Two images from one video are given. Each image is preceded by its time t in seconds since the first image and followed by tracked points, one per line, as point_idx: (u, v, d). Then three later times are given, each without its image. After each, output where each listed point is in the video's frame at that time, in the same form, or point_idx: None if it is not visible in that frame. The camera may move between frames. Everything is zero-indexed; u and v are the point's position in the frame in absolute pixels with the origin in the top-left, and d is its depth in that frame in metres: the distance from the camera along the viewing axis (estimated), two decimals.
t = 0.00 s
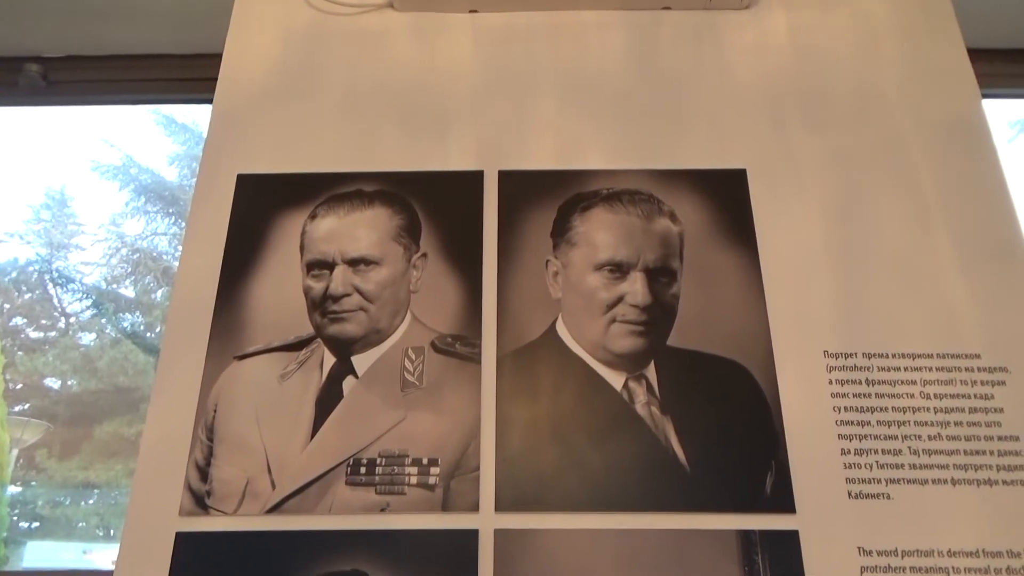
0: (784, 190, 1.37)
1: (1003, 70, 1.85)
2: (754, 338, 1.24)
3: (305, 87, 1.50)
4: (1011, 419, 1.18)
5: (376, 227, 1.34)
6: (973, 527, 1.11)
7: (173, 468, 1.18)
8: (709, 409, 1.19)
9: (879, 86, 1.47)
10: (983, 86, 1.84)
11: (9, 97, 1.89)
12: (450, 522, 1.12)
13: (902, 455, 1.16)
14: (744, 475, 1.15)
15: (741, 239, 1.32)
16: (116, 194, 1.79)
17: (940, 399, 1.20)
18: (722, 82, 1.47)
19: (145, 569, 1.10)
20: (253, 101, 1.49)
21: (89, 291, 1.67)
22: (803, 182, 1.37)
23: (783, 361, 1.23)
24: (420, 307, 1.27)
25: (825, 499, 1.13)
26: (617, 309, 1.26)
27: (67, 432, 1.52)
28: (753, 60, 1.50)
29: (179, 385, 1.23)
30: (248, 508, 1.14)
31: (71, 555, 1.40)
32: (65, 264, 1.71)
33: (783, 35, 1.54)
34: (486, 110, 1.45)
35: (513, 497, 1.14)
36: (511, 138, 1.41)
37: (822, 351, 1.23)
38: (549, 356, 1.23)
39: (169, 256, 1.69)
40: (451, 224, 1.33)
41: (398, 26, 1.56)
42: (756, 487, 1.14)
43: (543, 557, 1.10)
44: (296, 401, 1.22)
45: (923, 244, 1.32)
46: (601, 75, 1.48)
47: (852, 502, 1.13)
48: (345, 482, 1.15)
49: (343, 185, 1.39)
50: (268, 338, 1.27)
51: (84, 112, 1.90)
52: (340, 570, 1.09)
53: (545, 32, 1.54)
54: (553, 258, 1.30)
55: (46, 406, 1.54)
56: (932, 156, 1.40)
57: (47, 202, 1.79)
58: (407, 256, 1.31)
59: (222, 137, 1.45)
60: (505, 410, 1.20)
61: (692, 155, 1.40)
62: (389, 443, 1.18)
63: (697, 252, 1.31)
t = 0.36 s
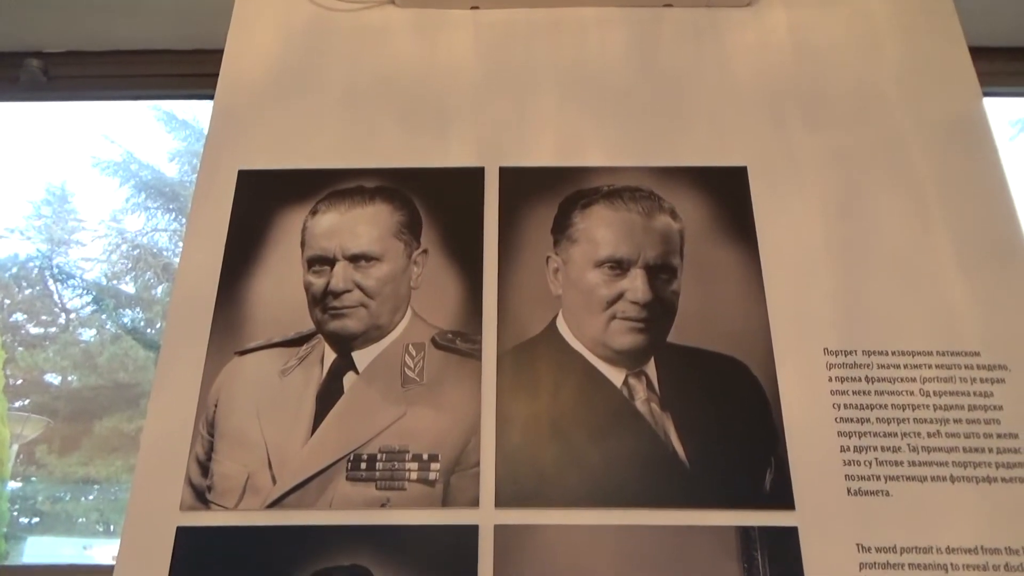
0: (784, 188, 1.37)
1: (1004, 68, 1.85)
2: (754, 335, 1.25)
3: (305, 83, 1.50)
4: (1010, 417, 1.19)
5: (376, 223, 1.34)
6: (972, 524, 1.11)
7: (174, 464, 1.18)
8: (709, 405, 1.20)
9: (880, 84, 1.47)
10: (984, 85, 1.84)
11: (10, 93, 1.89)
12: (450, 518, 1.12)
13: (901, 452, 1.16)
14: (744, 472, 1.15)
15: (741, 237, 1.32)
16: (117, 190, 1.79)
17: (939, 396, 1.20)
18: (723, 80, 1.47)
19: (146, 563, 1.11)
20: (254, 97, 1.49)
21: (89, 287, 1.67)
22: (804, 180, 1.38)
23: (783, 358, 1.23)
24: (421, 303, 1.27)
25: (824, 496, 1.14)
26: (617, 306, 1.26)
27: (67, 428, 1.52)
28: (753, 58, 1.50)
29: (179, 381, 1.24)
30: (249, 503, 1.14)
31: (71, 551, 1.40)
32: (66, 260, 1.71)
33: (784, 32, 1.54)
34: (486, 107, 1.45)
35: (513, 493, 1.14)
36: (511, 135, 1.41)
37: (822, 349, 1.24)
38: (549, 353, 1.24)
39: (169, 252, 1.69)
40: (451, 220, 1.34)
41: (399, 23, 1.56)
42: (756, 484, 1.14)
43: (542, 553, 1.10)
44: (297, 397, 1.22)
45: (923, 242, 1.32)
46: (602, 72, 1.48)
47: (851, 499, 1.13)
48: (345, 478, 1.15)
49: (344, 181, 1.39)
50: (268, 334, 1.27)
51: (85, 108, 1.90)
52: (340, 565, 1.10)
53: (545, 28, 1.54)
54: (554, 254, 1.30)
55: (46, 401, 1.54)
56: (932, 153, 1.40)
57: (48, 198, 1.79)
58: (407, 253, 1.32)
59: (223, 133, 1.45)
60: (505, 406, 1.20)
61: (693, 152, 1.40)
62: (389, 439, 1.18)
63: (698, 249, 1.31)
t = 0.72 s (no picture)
0: (782, 183, 1.37)
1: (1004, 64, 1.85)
2: (752, 329, 1.25)
3: (304, 76, 1.50)
4: (1006, 411, 1.19)
5: (375, 216, 1.34)
6: (967, 517, 1.12)
7: (172, 456, 1.18)
8: (706, 399, 1.20)
9: (879, 79, 1.47)
10: (983, 81, 1.84)
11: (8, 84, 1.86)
12: (448, 510, 1.13)
13: (898, 446, 1.17)
14: (741, 465, 1.16)
15: (739, 231, 1.33)
16: (115, 183, 1.79)
17: (936, 391, 1.20)
18: (722, 74, 1.47)
19: (144, 555, 1.11)
20: (253, 90, 1.49)
21: (88, 281, 1.67)
22: (802, 175, 1.38)
23: (780, 352, 1.23)
24: (419, 297, 1.28)
25: (821, 489, 1.14)
26: (615, 300, 1.27)
27: (65, 421, 1.52)
28: (753, 52, 1.50)
29: (178, 374, 1.24)
30: (247, 495, 1.15)
31: (69, 544, 1.40)
32: (64, 253, 1.71)
33: (783, 27, 1.53)
34: (485, 100, 1.44)
35: (511, 486, 1.14)
36: (510, 129, 1.41)
37: (820, 343, 1.24)
38: (547, 346, 1.24)
39: (167, 246, 1.69)
40: (450, 214, 1.34)
41: (398, 16, 1.56)
42: (752, 477, 1.15)
43: (539, 546, 1.10)
44: (295, 389, 1.22)
45: (921, 237, 1.32)
46: (601, 66, 1.48)
47: (847, 493, 1.14)
48: (343, 470, 1.16)
49: (342, 174, 1.39)
50: (267, 326, 1.27)
51: (83, 101, 1.89)
52: (338, 558, 1.10)
53: (545, 22, 1.53)
54: (552, 248, 1.30)
55: (44, 395, 1.54)
56: (931, 149, 1.40)
57: (46, 191, 1.79)
58: (406, 246, 1.32)
59: (222, 126, 1.45)
60: (503, 399, 1.20)
61: (691, 146, 1.40)
62: (387, 432, 1.18)
63: (696, 243, 1.31)
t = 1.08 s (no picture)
0: (781, 177, 1.37)
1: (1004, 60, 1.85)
2: (750, 324, 1.25)
3: (303, 70, 1.50)
4: (1002, 406, 1.20)
5: (374, 210, 1.34)
6: (963, 511, 1.12)
7: (171, 449, 1.18)
8: (704, 393, 1.20)
9: (878, 74, 1.47)
10: (982, 77, 1.84)
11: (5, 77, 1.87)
12: (446, 503, 1.13)
13: (895, 440, 1.17)
14: (738, 459, 1.16)
15: (738, 226, 1.33)
16: (113, 177, 1.78)
17: (933, 386, 1.21)
18: (721, 69, 1.47)
19: (143, 548, 1.11)
20: (252, 83, 1.49)
21: (86, 275, 1.67)
22: (801, 170, 1.38)
23: (778, 347, 1.24)
24: (418, 291, 1.28)
25: (818, 483, 1.15)
26: (613, 294, 1.27)
27: (63, 415, 1.52)
28: (752, 47, 1.50)
29: (176, 367, 1.24)
30: (246, 488, 1.15)
31: (68, 537, 1.41)
32: (62, 247, 1.71)
33: (782, 22, 1.53)
34: (484, 94, 1.44)
35: (509, 480, 1.14)
36: (509, 123, 1.41)
37: (818, 338, 1.24)
38: (545, 340, 1.24)
39: (166, 240, 1.69)
40: (449, 208, 1.34)
41: (397, 10, 1.56)
42: (750, 471, 1.15)
43: (537, 539, 1.11)
44: (294, 382, 1.23)
45: (919, 233, 1.32)
46: (600, 61, 1.48)
47: (844, 487, 1.14)
48: (341, 464, 1.16)
49: (341, 168, 1.39)
50: (266, 320, 1.27)
51: (81, 94, 1.89)
52: (337, 550, 1.10)
53: (544, 16, 1.53)
54: (551, 242, 1.30)
55: (42, 388, 1.55)
56: (929, 144, 1.40)
57: (44, 185, 1.79)
58: (405, 240, 1.32)
59: (221, 120, 1.45)
60: (501, 393, 1.20)
61: (690, 141, 1.40)
62: (385, 425, 1.18)
63: (694, 237, 1.31)
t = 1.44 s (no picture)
0: (781, 174, 1.37)
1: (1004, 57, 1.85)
2: (749, 320, 1.25)
3: (302, 66, 1.50)
4: (1001, 403, 1.20)
5: (374, 207, 1.34)
6: (962, 507, 1.13)
7: (171, 445, 1.19)
8: (704, 390, 1.21)
9: (878, 70, 1.47)
10: (983, 73, 1.84)
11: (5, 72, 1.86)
12: (446, 499, 1.13)
13: (894, 437, 1.17)
14: (738, 455, 1.16)
15: (738, 222, 1.33)
16: (113, 173, 1.78)
17: (932, 382, 1.21)
18: (721, 66, 1.47)
19: (144, 544, 1.12)
20: (251, 79, 1.49)
21: (86, 271, 1.67)
22: (801, 166, 1.38)
23: (778, 344, 1.24)
24: (418, 287, 1.28)
25: (818, 480, 1.15)
26: (613, 290, 1.27)
27: (63, 411, 1.52)
28: (752, 44, 1.50)
29: (177, 363, 1.24)
30: (246, 484, 1.15)
31: (68, 533, 1.41)
32: (62, 243, 1.71)
33: (782, 18, 1.53)
34: (484, 91, 1.44)
35: (509, 476, 1.15)
36: (509, 120, 1.41)
37: (817, 334, 1.24)
38: (546, 337, 1.24)
39: (166, 236, 1.69)
40: (449, 204, 1.34)
41: (397, 6, 1.56)
42: (749, 468, 1.15)
43: (538, 535, 1.11)
44: (294, 379, 1.23)
45: (919, 229, 1.32)
46: (600, 57, 1.48)
47: (844, 483, 1.15)
48: (342, 460, 1.16)
49: (341, 165, 1.39)
50: (266, 317, 1.27)
51: (80, 90, 1.89)
52: (337, 546, 1.10)
53: (544, 13, 1.53)
54: (551, 239, 1.30)
55: (42, 384, 1.55)
56: (929, 141, 1.40)
57: (43, 181, 1.79)
58: (405, 237, 1.32)
59: (221, 116, 1.45)
60: (501, 390, 1.20)
61: (690, 137, 1.40)
62: (386, 422, 1.19)
63: (694, 234, 1.32)
